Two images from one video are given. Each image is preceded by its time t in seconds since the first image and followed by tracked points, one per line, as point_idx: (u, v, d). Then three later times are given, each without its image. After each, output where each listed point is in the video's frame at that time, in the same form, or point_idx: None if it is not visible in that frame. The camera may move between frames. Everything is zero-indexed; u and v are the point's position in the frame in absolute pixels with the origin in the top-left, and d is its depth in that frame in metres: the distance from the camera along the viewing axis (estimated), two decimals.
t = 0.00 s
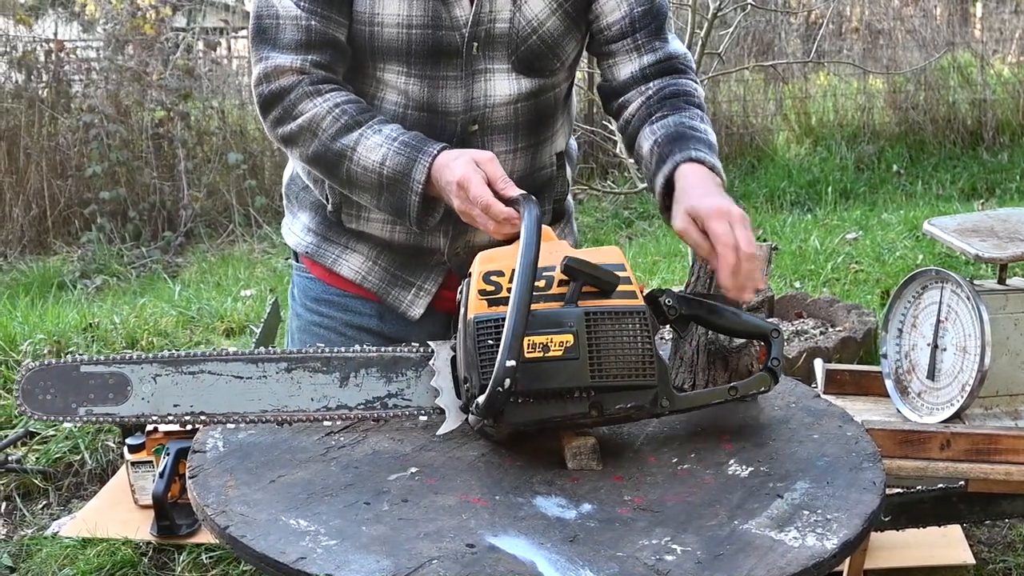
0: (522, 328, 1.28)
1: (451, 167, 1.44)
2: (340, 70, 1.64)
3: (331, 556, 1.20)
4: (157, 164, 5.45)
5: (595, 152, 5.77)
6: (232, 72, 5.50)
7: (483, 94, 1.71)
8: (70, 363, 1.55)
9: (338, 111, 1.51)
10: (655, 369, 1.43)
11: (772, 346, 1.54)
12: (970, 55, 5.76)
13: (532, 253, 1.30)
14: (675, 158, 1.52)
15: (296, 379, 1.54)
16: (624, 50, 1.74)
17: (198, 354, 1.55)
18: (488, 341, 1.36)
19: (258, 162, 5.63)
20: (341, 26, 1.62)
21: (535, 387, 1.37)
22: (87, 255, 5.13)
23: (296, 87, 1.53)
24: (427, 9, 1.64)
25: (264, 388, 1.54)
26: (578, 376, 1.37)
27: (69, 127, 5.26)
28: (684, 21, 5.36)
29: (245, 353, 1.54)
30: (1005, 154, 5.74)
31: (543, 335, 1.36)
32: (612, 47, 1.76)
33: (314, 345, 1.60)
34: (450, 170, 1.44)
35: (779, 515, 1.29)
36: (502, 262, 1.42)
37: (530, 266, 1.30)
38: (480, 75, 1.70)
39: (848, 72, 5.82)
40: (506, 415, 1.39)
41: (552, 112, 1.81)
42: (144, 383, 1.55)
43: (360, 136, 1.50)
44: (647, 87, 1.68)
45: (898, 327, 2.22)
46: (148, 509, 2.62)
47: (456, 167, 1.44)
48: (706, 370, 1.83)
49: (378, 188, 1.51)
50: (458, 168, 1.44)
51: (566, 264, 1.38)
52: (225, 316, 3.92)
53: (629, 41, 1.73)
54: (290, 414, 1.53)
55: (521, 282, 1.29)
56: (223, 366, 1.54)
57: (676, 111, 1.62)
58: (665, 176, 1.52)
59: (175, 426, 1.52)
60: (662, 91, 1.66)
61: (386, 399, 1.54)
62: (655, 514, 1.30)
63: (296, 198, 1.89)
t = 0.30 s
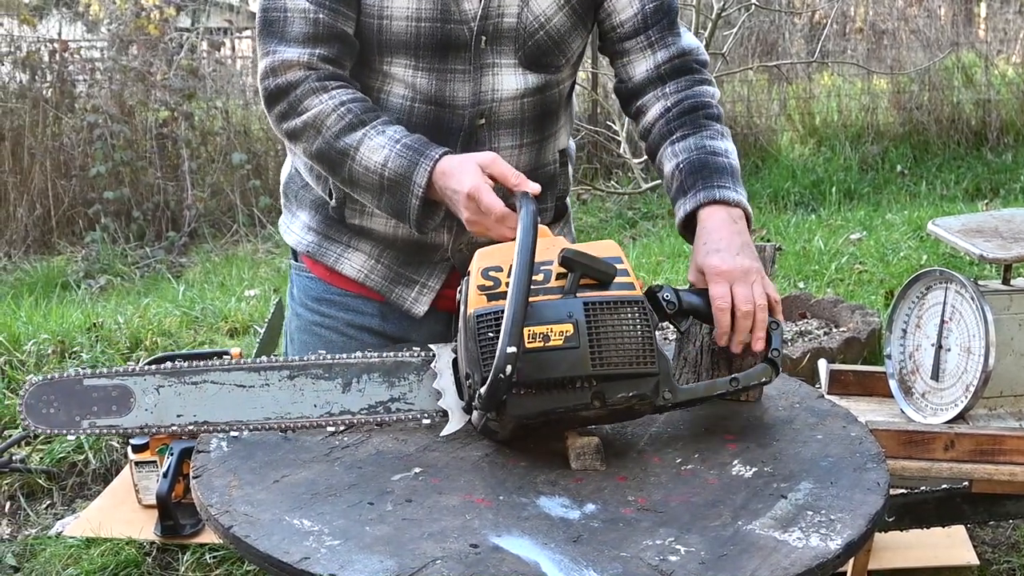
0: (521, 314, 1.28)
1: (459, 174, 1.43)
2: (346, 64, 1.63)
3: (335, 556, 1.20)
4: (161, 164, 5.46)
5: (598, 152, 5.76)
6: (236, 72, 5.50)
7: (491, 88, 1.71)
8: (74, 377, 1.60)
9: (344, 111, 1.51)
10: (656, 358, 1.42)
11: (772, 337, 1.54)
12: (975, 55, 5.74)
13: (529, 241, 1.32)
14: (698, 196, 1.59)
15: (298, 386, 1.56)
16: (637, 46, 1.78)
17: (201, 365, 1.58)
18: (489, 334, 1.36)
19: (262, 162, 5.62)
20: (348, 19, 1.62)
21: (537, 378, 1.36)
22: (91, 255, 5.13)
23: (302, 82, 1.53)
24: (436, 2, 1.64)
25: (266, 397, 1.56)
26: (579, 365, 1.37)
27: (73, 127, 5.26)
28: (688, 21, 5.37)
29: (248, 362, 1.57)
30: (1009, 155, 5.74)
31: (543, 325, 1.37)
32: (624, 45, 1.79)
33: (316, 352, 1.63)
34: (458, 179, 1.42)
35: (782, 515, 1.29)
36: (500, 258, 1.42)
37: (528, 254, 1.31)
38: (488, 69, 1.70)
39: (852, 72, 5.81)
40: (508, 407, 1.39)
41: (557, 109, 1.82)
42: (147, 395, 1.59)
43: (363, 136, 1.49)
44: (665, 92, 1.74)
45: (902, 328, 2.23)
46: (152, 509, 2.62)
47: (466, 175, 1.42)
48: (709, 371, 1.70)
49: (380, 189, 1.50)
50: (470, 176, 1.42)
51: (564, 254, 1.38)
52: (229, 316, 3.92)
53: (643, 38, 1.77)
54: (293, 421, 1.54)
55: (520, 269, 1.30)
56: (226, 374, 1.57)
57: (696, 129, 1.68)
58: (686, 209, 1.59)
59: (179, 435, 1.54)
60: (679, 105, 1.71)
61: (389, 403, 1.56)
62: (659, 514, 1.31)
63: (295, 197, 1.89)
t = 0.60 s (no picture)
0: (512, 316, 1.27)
1: (451, 149, 1.39)
2: (353, 72, 1.61)
3: (340, 556, 1.20)
4: (166, 164, 5.46)
5: (603, 152, 5.77)
6: (241, 73, 5.50)
7: (504, 94, 1.71)
8: (59, 387, 1.49)
9: (342, 99, 1.49)
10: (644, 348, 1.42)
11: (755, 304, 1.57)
12: (981, 55, 5.73)
13: (514, 237, 1.28)
14: (691, 185, 1.59)
15: (287, 382, 1.50)
16: (648, 47, 1.79)
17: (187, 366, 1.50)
18: (477, 334, 1.34)
19: (267, 162, 5.63)
20: (358, 29, 1.59)
21: (528, 377, 1.34)
22: (96, 255, 5.13)
23: (304, 80, 1.50)
24: (450, 12, 1.63)
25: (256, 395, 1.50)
26: (569, 362, 1.36)
27: (78, 127, 5.26)
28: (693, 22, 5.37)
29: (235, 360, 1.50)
30: (1014, 155, 5.75)
31: (532, 323, 1.34)
32: (636, 46, 1.80)
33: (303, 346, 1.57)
34: (449, 154, 1.39)
35: (787, 516, 1.29)
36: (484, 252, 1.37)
37: (516, 254, 1.28)
38: (501, 75, 1.70)
39: (858, 72, 5.81)
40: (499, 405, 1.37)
41: (565, 113, 1.83)
42: (135, 401, 1.49)
43: (360, 122, 1.47)
44: (673, 88, 1.75)
45: (907, 328, 2.23)
46: (157, 509, 2.60)
47: (456, 150, 1.39)
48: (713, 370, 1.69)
49: (378, 173, 1.46)
50: (461, 151, 1.38)
51: (549, 249, 1.35)
52: (234, 316, 3.93)
53: (653, 38, 1.78)
54: (285, 417, 1.50)
55: (508, 270, 1.28)
56: (213, 374, 1.49)
57: (699, 122, 1.68)
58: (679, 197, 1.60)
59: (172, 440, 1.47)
60: (685, 99, 1.72)
61: (379, 393, 1.51)
62: (664, 514, 1.30)
63: (299, 199, 1.89)
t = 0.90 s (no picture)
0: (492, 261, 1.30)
1: (389, 100, 1.38)
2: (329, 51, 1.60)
3: (345, 555, 1.20)
4: (172, 163, 5.46)
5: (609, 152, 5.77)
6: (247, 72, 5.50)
7: (506, 86, 1.71)
8: None
9: (298, 64, 1.48)
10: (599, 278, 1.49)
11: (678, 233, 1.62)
12: (987, 55, 5.72)
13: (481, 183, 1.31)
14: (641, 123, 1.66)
15: (238, 360, 1.44)
16: (655, 50, 1.84)
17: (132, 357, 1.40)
18: (447, 283, 1.37)
19: (273, 161, 5.63)
20: (333, 13, 1.57)
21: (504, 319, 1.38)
22: (102, 255, 5.13)
23: (265, 47, 1.51)
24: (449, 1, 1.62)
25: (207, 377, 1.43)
26: (538, 299, 1.42)
27: (84, 127, 5.27)
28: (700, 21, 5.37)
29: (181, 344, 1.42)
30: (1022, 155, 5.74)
31: (500, 268, 1.38)
32: (642, 48, 1.85)
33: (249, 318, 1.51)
34: (386, 103, 1.38)
35: (793, 516, 1.29)
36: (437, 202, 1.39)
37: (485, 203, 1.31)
38: (503, 67, 1.70)
39: (864, 72, 5.79)
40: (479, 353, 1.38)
41: (569, 108, 1.84)
42: (83, 401, 1.35)
43: (310, 80, 1.45)
44: (661, 65, 1.83)
45: (913, 328, 2.22)
46: (162, 508, 2.62)
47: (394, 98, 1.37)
48: (720, 371, 1.67)
49: (325, 130, 1.44)
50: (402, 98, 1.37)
51: (504, 194, 1.39)
52: (240, 315, 3.93)
53: (660, 42, 1.84)
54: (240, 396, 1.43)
55: (482, 215, 1.30)
56: (162, 362, 1.40)
57: (672, 87, 1.76)
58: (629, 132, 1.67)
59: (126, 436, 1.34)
60: (668, 71, 1.80)
61: (331, 358, 1.48)
62: (670, 514, 1.30)
63: (300, 196, 1.89)
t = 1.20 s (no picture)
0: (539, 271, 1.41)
1: (402, 94, 1.41)
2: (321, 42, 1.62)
3: (351, 554, 1.21)
4: (178, 163, 5.47)
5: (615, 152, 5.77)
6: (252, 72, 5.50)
7: (508, 85, 1.71)
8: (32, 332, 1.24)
9: (295, 50, 1.52)
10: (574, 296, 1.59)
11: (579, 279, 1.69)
12: (994, 55, 5.69)
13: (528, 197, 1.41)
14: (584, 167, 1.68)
15: (246, 330, 1.39)
16: (639, 59, 1.92)
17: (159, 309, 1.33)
18: (474, 285, 1.42)
19: (279, 161, 5.64)
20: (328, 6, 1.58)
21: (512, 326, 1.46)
22: (108, 254, 5.14)
23: (261, 33, 1.54)
24: None
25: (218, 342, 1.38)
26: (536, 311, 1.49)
27: (90, 126, 5.27)
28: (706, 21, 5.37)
29: (202, 303, 1.36)
30: None
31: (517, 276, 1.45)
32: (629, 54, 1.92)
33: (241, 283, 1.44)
34: (399, 96, 1.41)
35: (799, 516, 1.29)
36: (455, 203, 1.43)
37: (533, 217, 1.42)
38: (505, 65, 1.70)
39: (870, 72, 5.79)
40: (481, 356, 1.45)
41: (569, 108, 1.85)
42: (119, 349, 1.30)
43: (308, 67, 1.49)
44: (633, 90, 1.88)
45: (919, 329, 2.23)
46: (168, 507, 2.62)
47: (410, 92, 1.40)
48: (726, 372, 1.67)
49: (319, 116, 1.48)
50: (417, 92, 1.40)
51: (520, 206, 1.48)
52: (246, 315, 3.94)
53: (646, 53, 1.91)
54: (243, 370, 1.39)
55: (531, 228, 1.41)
56: (187, 318, 1.35)
57: (638, 121, 1.81)
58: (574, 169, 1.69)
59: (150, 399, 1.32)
60: (638, 97, 1.86)
61: (312, 342, 1.44)
62: (675, 514, 1.30)
63: (300, 195, 1.89)
